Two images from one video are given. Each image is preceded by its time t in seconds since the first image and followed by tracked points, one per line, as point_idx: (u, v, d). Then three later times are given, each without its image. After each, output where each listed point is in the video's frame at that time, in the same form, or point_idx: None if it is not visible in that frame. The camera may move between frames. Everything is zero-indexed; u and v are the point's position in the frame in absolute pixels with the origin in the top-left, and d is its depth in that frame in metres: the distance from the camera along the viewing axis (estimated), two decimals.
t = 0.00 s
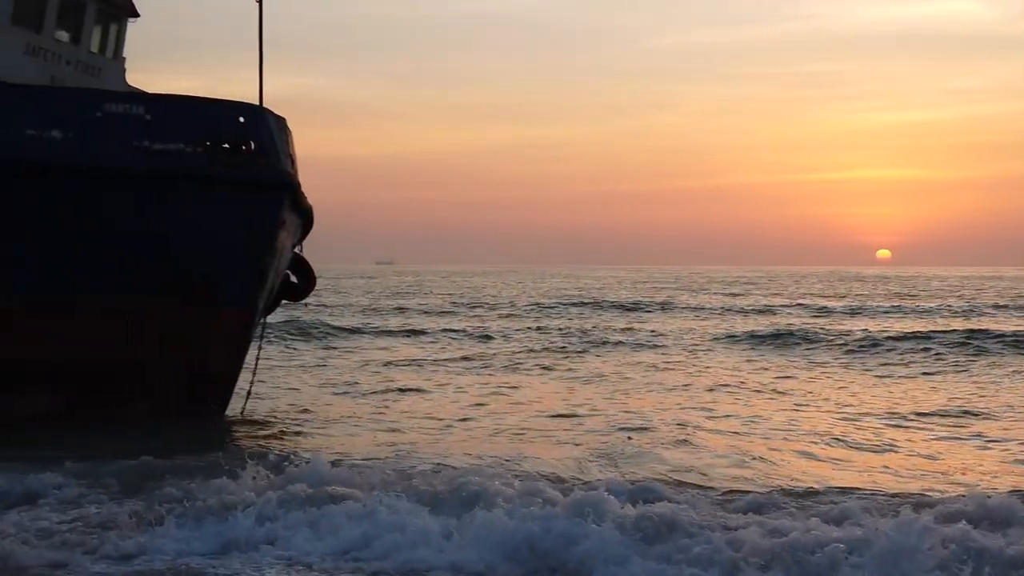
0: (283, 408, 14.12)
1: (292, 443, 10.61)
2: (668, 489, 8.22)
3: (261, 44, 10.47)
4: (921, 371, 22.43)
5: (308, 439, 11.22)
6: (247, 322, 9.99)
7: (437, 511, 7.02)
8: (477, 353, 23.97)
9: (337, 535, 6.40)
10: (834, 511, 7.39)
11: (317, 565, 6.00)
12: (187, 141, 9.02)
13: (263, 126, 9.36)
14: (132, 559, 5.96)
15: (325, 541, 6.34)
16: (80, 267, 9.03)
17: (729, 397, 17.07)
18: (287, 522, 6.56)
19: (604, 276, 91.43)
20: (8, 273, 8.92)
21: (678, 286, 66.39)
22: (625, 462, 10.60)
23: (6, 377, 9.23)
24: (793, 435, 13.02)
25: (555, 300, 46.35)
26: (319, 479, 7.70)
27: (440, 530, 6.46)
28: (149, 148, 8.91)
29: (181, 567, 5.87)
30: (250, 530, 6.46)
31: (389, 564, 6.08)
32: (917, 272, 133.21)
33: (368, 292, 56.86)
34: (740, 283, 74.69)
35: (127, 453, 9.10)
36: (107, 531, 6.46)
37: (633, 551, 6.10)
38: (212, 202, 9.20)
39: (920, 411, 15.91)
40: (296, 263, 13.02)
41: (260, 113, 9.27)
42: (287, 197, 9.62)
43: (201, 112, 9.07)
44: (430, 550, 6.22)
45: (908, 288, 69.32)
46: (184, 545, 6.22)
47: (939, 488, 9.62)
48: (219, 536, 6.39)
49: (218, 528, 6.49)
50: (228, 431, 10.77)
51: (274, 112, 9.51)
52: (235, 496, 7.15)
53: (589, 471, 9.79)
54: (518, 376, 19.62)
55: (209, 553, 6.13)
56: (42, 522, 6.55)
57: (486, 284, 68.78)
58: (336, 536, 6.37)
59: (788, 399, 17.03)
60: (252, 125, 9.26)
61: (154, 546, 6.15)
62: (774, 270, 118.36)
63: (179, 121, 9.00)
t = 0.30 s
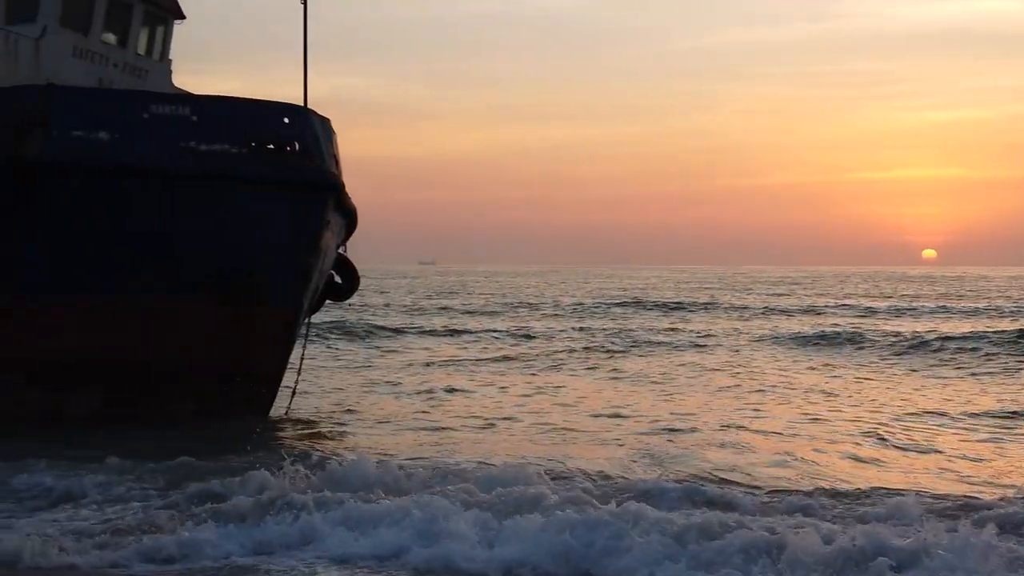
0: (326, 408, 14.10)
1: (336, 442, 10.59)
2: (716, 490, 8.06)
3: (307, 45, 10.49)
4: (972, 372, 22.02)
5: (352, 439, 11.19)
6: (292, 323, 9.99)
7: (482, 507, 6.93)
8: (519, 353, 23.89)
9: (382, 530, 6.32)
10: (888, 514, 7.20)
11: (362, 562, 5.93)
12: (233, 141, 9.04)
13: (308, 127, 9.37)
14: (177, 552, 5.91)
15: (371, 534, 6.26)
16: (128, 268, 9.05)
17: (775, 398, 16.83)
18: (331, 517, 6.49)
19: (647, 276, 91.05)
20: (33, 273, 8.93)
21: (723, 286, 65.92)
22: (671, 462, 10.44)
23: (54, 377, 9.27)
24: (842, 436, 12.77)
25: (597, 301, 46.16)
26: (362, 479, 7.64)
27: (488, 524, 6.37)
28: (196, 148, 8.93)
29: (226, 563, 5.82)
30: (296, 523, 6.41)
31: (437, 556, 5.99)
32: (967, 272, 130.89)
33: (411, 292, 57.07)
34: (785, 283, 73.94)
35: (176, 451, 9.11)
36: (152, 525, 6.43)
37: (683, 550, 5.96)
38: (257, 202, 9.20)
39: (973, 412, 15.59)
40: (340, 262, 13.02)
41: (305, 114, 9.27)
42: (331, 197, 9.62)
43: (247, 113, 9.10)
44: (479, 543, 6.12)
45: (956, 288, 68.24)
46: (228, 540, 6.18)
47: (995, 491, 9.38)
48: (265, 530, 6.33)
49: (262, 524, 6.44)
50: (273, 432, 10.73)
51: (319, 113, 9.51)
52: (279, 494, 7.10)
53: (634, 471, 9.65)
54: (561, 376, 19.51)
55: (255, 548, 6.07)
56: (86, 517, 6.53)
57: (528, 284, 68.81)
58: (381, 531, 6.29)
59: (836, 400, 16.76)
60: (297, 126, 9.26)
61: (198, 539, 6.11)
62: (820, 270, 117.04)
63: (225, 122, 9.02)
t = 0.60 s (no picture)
0: (368, 408, 14.07)
1: (380, 441, 10.53)
2: (765, 492, 7.87)
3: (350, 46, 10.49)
4: None
5: (395, 438, 11.13)
6: (336, 323, 9.96)
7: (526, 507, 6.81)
8: (561, 353, 23.76)
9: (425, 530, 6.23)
10: (946, 516, 6.98)
11: (406, 561, 5.84)
12: (277, 142, 9.04)
13: (351, 127, 9.36)
14: (220, 548, 5.85)
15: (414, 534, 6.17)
16: (173, 268, 9.08)
17: (822, 399, 16.55)
18: (374, 515, 6.42)
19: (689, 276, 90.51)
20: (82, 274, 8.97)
21: (766, 287, 65.24)
22: (717, 463, 10.27)
23: (100, 377, 9.28)
24: (892, 437, 12.51)
25: (639, 301, 45.88)
26: (405, 479, 7.56)
27: (531, 523, 6.25)
28: (239, 149, 8.94)
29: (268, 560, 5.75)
30: (337, 522, 6.33)
31: (480, 553, 5.88)
32: (1018, 272, 128.39)
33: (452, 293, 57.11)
34: (830, 283, 73.00)
35: (221, 450, 9.07)
36: (194, 523, 6.37)
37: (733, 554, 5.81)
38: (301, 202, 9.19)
39: None
40: (382, 262, 13.00)
41: (349, 113, 9.27)
42: (375, 196, 9.59)
43: (292, 114, 9.11)
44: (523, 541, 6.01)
45: (1005, 288, 67.08)
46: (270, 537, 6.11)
47: None
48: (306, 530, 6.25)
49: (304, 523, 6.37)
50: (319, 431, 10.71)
51: (363, 113, 9.50)
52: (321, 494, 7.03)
53: (679, 471, 9.52)
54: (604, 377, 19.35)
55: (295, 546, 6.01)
56: (128, 514, 6.49)
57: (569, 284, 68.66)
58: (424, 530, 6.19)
59: (884, 401, 16.45)
60: (340, 125, 9.26)
61: (242, 536, 6.07)
62: (866, 270, 115.56)
63: (270, 122, 9.03)
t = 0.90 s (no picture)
0: (409, 407, 14.05)
1: (420, 441, 10.45)
2: (812, 494, 7.71)
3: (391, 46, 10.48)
4: None
5: (435, 437, 11.09)
6: (377, 324, 9.95)
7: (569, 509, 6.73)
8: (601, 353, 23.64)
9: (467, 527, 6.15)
10: (1000, 522, 6.78)
11: (451, 557, 5.76)
12: (318, 142, 9.04)
13: (392, 128, 9.36)
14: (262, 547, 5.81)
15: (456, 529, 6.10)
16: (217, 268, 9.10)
17: (868, 399, 16.28)
18: (414, 516, 6.36)
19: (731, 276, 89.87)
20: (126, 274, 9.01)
21: (809, 287, 64.63)
22: (760, 463, 10.12)
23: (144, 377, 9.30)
24: (940, 439, 12.28)
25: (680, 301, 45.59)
26: (445, 479, 7.50)
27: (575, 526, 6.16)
28: (282, 149, 8.95)
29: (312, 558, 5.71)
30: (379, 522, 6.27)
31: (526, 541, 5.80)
32: None
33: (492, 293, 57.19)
34: (874, 283, 72.02)
35: (264, 448, 9.04)
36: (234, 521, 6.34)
37: (782, 561, 5.67)
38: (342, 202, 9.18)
39: None
40: (423, 262, 12.97)
41: (389, 113, 9.29)
42: (416, 196, 9.58)
43: (333, 114, 9.13)
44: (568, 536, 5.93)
45: None
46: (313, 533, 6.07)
47: None
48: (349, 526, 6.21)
49: (345, 522, 6.32)
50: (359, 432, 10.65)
51: (404, 114, 9.51)
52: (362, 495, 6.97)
53: (721, 472, 9.39)
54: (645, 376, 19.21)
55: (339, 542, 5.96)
56: (168, 513, 6.47)
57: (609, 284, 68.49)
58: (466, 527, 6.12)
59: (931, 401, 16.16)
60: (381, 126, 9.28)
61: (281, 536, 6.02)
62: (911, 270, 113.97)
63: (311, 122, 9.05)
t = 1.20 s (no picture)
0: (449, 407, 14.00)
1: (461, 441, 10.41)
2: (860, 496, 7.56)
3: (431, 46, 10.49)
4: None
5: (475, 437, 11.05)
6: (417, 325, 9.94)
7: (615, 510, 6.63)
8: (640, 353, 23.51)
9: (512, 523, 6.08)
10: None
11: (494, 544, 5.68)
12: (359, 143, 9.06)
13: (432, 128, 9.38)
14: (302, 541, 5.76)
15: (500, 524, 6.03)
16: (258, 268, 9.12)
17: (913, 400, 16.04)
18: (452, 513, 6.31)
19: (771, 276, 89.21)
20: (168, 274, 9.05)
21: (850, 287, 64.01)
22: (802, 463, 10.00)
23: (186, 376, 9.32)
24: (986, 439, 12.08)
25: (720, 301, 45.26)
26: (486, 479, 7.44)
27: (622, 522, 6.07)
28: (323, 149, 8.98)
29: (353, 551, 5.65)
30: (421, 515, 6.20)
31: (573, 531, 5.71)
32: None
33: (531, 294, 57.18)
34: (917, 284, 71.17)
35: (305, 446, 9.01)
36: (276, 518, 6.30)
37: (830, 562, 5.55)
38: (382, 203, 9.18)
39: None
40: (462, 262, 12.94)
41: (428, 114, 9.31)
42: (455, 197, 9.57)
43: (373, 115, 9.15)
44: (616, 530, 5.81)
45: None
46: (352, 527, 6.03)
47: None
48: (388, 514, 6.14)
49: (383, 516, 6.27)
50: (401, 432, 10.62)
51: (443, 115, 9.52)
52: (404, 496, 6.92)
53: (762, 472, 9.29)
54: (685, 377, 19.05)
55: (380, 536, 5.90)
56: (208, 511, 6.46)
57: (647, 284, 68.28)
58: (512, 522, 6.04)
59: (978, 402, 15.89)
60: (421, 126, 9.30)
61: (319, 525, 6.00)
62: (956, 270, 112.35)
63: (352, 123, 9.07)
